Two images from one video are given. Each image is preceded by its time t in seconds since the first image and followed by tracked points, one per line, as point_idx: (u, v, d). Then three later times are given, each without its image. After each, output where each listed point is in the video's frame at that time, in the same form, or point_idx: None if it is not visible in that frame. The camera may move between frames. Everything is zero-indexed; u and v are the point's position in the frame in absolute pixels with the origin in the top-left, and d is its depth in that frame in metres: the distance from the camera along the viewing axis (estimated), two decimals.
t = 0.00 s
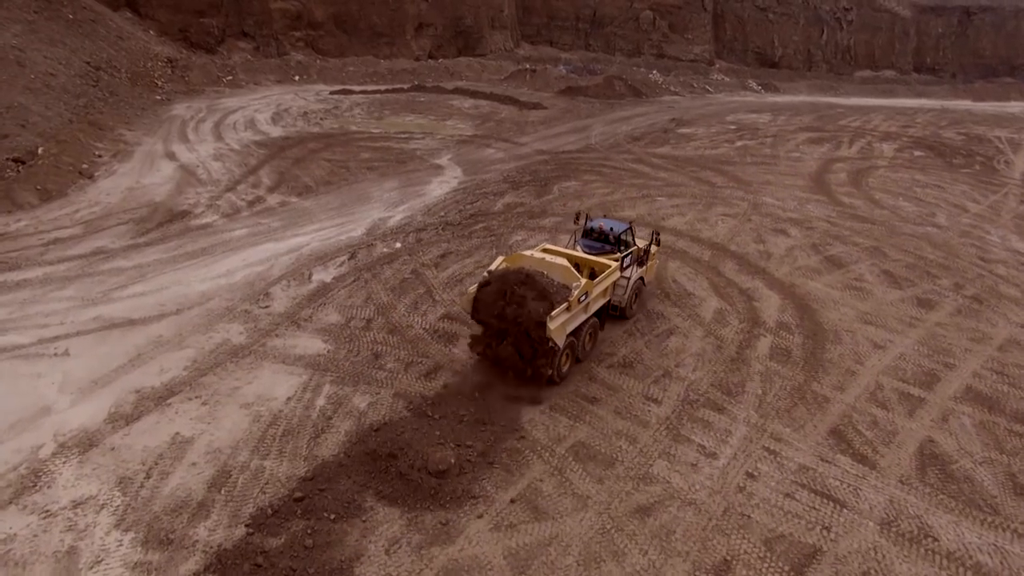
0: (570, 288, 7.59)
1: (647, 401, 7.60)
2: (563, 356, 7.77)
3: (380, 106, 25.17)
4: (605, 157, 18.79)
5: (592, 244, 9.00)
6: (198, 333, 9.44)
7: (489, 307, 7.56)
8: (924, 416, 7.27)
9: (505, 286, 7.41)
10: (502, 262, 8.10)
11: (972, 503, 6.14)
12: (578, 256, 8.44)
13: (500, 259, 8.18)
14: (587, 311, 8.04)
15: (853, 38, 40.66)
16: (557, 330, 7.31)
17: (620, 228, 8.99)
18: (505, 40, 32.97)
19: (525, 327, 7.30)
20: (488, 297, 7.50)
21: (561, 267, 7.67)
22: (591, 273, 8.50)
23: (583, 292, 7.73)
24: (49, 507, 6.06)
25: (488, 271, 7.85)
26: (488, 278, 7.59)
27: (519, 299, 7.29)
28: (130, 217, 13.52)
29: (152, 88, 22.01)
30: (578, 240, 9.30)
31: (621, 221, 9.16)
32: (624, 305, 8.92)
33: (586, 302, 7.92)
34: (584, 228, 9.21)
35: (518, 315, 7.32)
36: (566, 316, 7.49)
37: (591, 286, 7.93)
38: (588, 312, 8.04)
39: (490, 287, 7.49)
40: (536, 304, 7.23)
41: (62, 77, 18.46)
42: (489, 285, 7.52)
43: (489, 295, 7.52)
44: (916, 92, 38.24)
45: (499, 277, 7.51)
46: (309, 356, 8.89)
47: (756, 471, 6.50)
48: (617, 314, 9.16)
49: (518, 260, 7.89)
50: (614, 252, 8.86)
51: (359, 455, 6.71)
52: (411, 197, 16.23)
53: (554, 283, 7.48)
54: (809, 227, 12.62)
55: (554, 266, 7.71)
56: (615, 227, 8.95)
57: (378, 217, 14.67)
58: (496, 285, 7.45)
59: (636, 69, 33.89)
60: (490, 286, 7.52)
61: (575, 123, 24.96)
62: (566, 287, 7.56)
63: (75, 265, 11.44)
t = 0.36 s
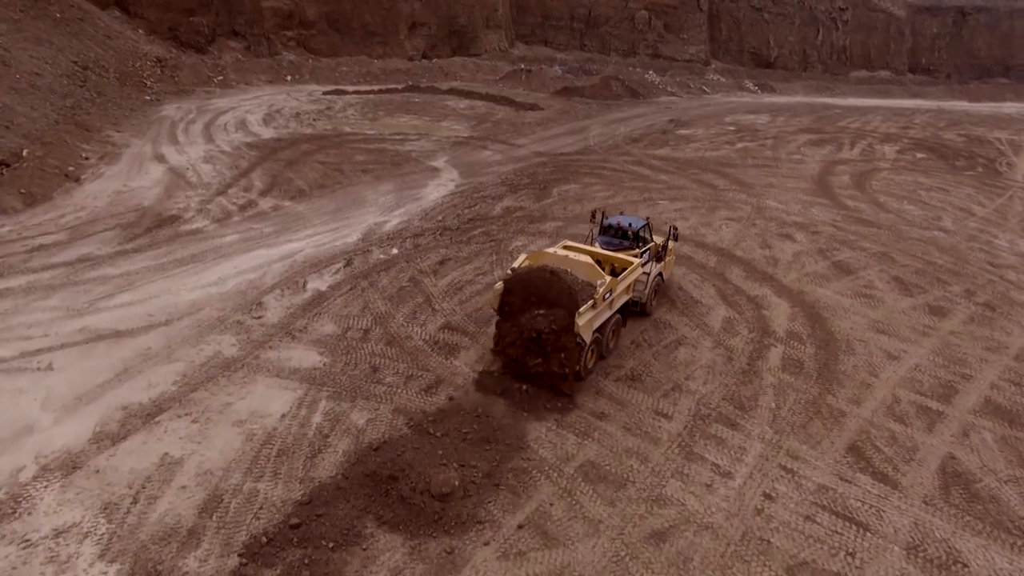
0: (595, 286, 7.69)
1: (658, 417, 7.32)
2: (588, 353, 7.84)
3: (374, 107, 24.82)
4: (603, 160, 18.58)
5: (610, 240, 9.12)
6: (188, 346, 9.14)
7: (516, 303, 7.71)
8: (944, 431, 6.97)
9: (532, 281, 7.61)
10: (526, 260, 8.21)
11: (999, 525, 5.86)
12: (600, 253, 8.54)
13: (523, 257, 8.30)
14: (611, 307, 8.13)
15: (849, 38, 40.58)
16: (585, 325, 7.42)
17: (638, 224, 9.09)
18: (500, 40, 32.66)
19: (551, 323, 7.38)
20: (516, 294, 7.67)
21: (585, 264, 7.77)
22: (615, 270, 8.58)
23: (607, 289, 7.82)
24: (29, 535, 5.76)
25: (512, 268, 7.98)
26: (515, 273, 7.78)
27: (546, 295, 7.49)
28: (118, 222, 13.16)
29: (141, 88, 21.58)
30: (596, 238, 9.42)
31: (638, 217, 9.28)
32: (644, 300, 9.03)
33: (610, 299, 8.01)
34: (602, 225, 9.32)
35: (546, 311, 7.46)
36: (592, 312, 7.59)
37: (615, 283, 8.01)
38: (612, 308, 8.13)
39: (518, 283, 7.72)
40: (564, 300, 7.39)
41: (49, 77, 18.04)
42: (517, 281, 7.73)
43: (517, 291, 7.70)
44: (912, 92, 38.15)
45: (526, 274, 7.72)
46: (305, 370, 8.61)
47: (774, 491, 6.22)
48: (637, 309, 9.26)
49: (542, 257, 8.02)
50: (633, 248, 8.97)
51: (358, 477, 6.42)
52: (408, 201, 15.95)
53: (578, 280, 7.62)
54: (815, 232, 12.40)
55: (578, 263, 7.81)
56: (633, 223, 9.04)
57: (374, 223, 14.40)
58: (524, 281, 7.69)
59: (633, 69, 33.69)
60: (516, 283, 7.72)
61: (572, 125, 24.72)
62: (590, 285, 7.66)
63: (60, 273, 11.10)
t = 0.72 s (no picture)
0: (619, 284, 7.75)
1: (671, 435, 7.01)
2: (614, 350, 7.92)
3: (366, 108, 24.42)
4: (601, 164, 18.37)
5: (630, 239, 9.08)
6: (177, 362, 8.82)
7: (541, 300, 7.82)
8: (968, 448, 6.65)
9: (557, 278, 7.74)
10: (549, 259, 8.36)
11: None
12: (622, 251, 8.51)
13: (547, 256, 8.40)
14: (635, 305, 8.19)
15: (843, 38, 40.50)
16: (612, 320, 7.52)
17: (658, 223, 9.04)
18: (493, 39, 32.29)
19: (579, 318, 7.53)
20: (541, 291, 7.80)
21: (609, 263, 7.85)
22: (637, 268, 8.55)
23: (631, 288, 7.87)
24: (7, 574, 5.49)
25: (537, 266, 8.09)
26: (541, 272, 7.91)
27: (572, 292, 7.60)
28: (105, 229, 12.75)
29: (128, 89, 21.10)
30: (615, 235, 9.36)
31: (658, 216, 9.23)
32: (665, 298, 9.02)
33: (635, 297, 8.08)
34: (621, 223, 9.25)
35: (572, 308, 7.56)
36: (618, 310, 7.69)
37: (639, 281, 8.06)
38: (636, 305, 8.20)
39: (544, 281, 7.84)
40: (588, 297, 7.50)
41: (33, 77, 17.55)
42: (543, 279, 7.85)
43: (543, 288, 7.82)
44: (906, 92, 38.12)
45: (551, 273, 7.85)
46: (300, 387, 8.28)
47: (797, 516, 5.90)
48: (657, 308, 9.23)
49: (566, 256, 8.11)
50: (654, 247, 8.96)
51: (360, 504, 6.14)
52: (403, 207, 15.63)
53: (603, 278, 7.76)
54: (821, 236, 12.17)
55: (602, 262, 7.90)
56: (653, 221, 8.98)
57: (369, 230, 14.08)
58: (549, 279, 7.82)
59: (627, 69, 33.45)
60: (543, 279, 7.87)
61: (568, 127, 24.48)
62: (614, 283, 7.74)
63: (43, 282, 10.72)
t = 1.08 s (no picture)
0: (626, 282, 7.61)
1: (670, 455, 6.72)
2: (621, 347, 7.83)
3: (338, 110, 23.83)
4: (581, 168, 18.15)
5: (631, 237, 8.98)
6: (143, 385, 8.28)
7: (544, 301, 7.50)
8: (973, 462, 6.46)
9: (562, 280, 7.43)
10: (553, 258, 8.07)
11: None
12: (625, 249, 8.49)
13: (549, 256, 8.14)
14: (642, 302, 8.10)
15: (812, 38, 40.94)
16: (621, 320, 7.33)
17: (660, 222, 9.01)
18: (465, 39, 31.87)
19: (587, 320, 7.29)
20: (545, 293, 7.46)
21: (614, 262, 7.71)
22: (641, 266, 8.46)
23: (637, 286, 7.73)
24: None
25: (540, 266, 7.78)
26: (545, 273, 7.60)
27: (579, 295, 7.32)
28: (63, 239, 12.07)
29: (88, 91, 20.24)
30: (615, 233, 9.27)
31: (659, 213, 9.20)
32: (665, 297, 9.12)
33: (641, 295, 7.99)
34: (623, 221, 9.18)
35: (579, 308, 7.30)
36: (626, 309, 7.53)
37: (645, 279, 7.98)
38: (642, 303, 8.13)
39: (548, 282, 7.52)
40: (598, 300, 7.25)
41: None
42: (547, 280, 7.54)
43: (546, 289, 7.48)
44: (875, 92, 38.71)
45: (555, 273, 7.50)
46: (275, 410, 7.81)
47: (806, 541, 5.64)
48: (657, 306, 9.33)
49: (570, 255, 7.87)
50: (656, 246, 8.93)
51: (344, 541, 5.76)
52: (380, 213, 15.17)
53: (609, 277, 7.52)
54: (807, 241, 12.07)
55: (607, 261, 7.75)
56: (656, 219, 8.94)
57: (345, 238, 13.59)
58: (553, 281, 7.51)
59: (602, 69, 33.33)
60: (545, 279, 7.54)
61: (545, 129, 24.23)
62: (622, 281, 7.57)
63: None
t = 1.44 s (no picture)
0: (625, 280, 7.62)
1: (668, 478, 6.39)
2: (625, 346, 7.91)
3: (301, 113, 23.08)
4: (553, 171, 17.85)
5: (625, 233, 9.37)
6: (97, 415, 7.63)
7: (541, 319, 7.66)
8: (978, 477, 6.29)
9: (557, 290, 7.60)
10: (551, 259, 8.15)
11: None
12: (621, 246, 8.58)
13: (547, 257, 8.23)
14: (642, 298, 8.12)
15: (773, 38, 41.44)
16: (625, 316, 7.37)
17: (653, 218, 9.40)
18: (429, 39, 31.30)
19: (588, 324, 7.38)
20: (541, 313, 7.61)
21: (612, 260, 7.72)
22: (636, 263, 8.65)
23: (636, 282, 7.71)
24: None
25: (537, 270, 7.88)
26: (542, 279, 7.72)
27: (576, 325, 7.39)
28: (7, 255, 11.25)
29: (34, 95, 19.17)
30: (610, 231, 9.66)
31: (652, 211, 9.59)
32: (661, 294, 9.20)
33: (640, 291, 8.02)
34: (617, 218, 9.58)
35: (577, 338, 7.37)
36: (628, 307, 7.57)
37: (643, 275, 7.99)
38: (642, 300, 8.15)
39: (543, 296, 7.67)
40: (596, 326, 7.34)
41: None
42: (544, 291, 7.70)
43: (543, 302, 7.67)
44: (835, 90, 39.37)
45: (551, 301, 7.56)
46: (244, 440, 7.25)
47: (817, 570, 5.37)
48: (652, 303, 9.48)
49: (566, 256, 7.95)
50: (650, 241, 9.27)
51: None
52: (348, 222, 14.60)
53: (607, 276, 7.56)
54: (787, 245, 11.97)
55: (605, 259, 7.77)
56: (649, 216, 9.33)
57: (312, 249, 12.99)
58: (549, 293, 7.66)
59: (568, 69, 33.13)
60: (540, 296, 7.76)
61: (514, 131, 23.89)
62: (620, 279, 7.59)
63: None
